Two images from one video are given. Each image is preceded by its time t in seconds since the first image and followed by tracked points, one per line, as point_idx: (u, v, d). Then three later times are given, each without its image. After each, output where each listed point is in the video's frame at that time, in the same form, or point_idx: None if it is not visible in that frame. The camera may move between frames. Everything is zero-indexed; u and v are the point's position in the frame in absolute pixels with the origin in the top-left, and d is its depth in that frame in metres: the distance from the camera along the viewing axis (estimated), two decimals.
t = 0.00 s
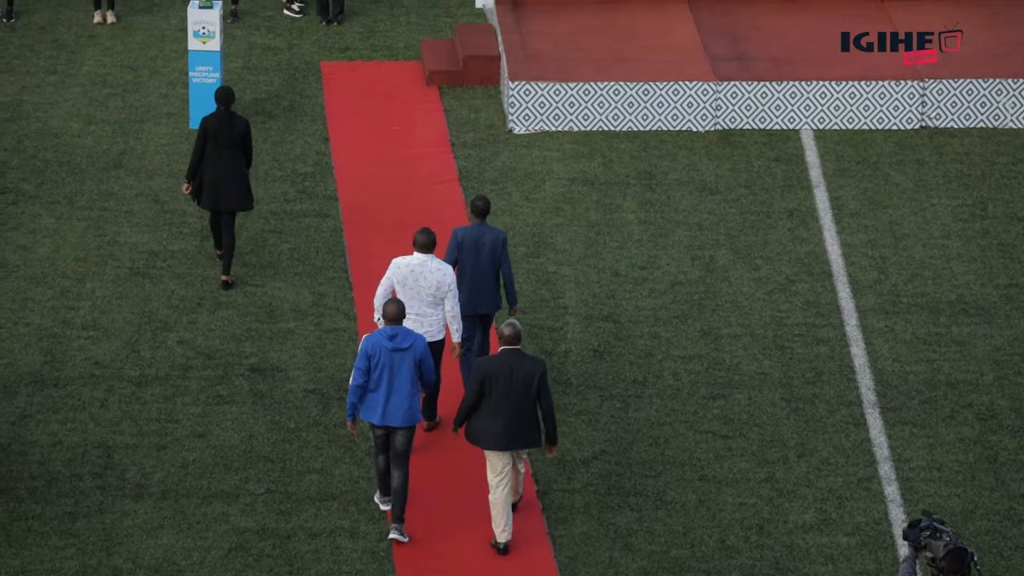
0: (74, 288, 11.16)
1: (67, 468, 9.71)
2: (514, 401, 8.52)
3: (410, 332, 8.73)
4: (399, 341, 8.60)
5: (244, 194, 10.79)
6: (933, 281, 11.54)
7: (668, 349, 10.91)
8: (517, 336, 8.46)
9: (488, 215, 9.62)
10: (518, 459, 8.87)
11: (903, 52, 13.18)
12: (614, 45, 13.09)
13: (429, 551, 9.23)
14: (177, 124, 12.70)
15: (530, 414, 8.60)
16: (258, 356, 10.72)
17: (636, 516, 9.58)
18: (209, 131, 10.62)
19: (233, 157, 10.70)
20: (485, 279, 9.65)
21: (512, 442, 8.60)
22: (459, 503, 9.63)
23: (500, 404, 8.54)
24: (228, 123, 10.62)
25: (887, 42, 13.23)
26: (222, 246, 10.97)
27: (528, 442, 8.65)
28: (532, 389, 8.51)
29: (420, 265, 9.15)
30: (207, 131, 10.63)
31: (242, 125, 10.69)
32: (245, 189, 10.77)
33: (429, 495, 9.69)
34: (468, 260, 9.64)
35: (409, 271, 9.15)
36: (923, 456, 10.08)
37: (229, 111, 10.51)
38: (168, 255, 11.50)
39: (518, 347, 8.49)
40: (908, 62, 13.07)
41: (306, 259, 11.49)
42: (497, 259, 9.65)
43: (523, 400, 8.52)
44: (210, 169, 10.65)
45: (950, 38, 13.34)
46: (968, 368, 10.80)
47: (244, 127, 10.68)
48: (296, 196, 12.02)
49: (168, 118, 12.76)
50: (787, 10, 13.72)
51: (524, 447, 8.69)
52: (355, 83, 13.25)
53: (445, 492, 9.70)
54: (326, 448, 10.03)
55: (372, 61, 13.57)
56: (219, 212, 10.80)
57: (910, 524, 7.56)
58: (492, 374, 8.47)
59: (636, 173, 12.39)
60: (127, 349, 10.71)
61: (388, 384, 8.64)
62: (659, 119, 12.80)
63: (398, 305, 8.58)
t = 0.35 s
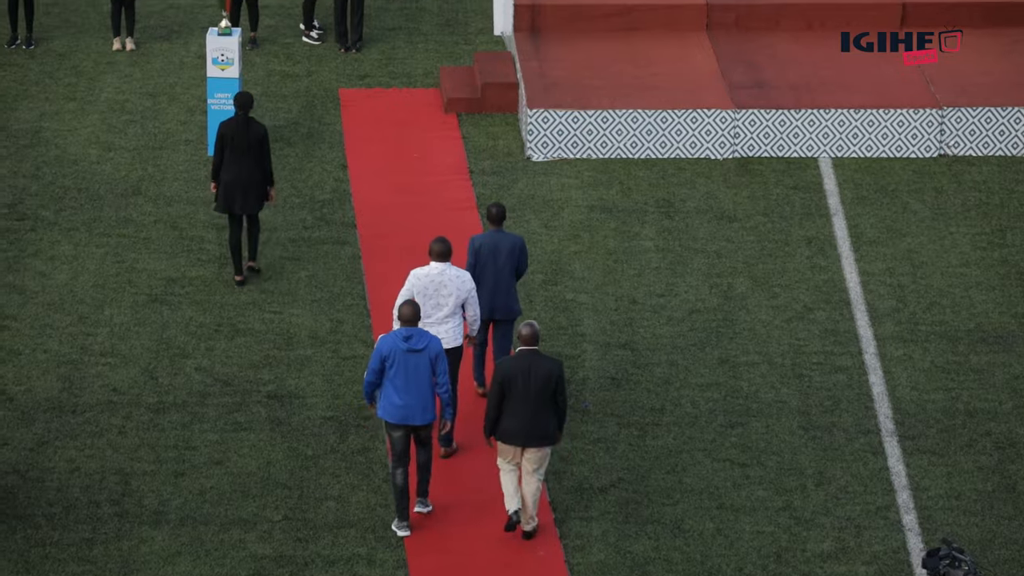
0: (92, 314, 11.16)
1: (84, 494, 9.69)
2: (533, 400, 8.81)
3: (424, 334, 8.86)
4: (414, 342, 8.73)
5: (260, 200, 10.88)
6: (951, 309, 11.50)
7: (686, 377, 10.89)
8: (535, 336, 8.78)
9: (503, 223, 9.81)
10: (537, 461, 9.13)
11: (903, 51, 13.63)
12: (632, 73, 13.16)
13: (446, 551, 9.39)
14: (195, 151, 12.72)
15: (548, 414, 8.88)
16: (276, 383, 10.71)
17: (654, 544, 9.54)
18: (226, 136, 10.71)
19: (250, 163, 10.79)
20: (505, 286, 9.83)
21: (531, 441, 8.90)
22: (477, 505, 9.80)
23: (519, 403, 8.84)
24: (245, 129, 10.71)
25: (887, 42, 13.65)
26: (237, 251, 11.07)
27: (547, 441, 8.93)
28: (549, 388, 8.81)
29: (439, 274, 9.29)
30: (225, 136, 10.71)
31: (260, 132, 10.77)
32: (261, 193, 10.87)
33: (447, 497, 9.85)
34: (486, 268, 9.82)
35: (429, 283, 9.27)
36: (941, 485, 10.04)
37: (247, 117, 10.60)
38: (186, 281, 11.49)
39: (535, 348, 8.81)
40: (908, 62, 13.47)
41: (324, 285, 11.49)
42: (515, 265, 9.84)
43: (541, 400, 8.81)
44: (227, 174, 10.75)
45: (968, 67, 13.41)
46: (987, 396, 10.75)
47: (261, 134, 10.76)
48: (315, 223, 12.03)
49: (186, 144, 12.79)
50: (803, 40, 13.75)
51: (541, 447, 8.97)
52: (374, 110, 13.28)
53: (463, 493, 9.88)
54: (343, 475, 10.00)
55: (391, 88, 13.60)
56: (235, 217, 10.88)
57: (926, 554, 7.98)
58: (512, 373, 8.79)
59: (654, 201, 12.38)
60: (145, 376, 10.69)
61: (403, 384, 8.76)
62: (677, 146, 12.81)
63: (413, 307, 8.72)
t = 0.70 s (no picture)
0: (111, 340, 11.14)
1: (103, 521, 9.67)
2: (545, 407, 8.91)
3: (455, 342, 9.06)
4: (442, 350, 8.93)
5: (282, 210, 11.03)
6: (970, 337, 11.47)
7: (705, 405, 10.86)
8: (545, 345, 8.90)
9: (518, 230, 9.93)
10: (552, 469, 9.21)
11: (902, 51, 13.74)
12: (651, 101, 13.10)
13: (459, 557, 9.52)
14: (215, 178, 12.75)
15: (561, 421, 8.97)
16: (295, 410, 10.68)
17: (673, 572, 9.49)
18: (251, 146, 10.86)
19: (274, 174, 10.94)
20: (518, 292, 9.94)
21: (545, 447, 8.98)
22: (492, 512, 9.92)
23: (532, 411, 8.93)
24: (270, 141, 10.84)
25: (887, 42, 13.72)
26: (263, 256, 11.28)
27: (560, 448, 9.01)
28: (560, 396, 8.92)
29: (447, 280, 9.51)
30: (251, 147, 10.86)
31: (285, 143, 10.89)
32: (284, 204, 11.02)
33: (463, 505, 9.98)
34: (499, 274, 9.95)
35: (437, 288, 9.51)
36: (962, 514, 9.99)
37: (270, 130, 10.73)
38: (205, 308, 11.48)
39: (545, 357, 8.91)
40: (908, 62, 13.73)
41: (343, 312, 11.50)
42: (530, 272, 9.96)
43: (553, 407, 8.91)
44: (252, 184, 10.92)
45: (991, 96, 13.29)
46: (1007, 425, 10.70)
47: (286, 146, 10.88)
48: (334, 250, 12.04)
49: (206, 171, 12.83)
50: (824, 68, 13.63)
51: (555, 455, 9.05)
52: (394, 137, 13.32)
53: (478, 501, 10.01)
54: (362, 502, 9.97)
55: (411, 115, 13.64)
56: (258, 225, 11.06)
57: None
58: (524, 382, 8.90)
59: (674, 229, 12.39)
60: (164, 403, 10.66)
61: (428, 390, 8.98)
62: (697, 174, 12.81)
63: (444, 315, 8.92)
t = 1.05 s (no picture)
0: (133, 367, 11.10)
1: (125, 548, 9.60)
2: (557, 408, 9.07)
3: (477, 349, 9.27)
4: (465, 356, 9.14)
5: (313, 218, 11.28)
6: (993, 366, 11.41)
7: (727, 433, 10.80)
8: (561, 348, 9.10)
9: (540, 242, 10.16)
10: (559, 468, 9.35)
11: (903, 51, 13.69)
12: (673, 130, 13.09)
13: (476, 557, 9.67)
14: (237, 205, 12.77)
15: (572, 424, 9.11)
16: (317, 437, 10.60)
17: None
18: (278, 159, 11.10)
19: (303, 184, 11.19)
20: (538, 303, 10.16)
21: (554, 448, 9.13)
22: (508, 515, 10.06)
23: (544, 411, 9.08)
24: (296, 152, 11.08)
25: (887, 42, 13.73)
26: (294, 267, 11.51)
27: (569, 450, 9.15)
28: (573, 399, 9.06)
29: (467, 291, 9.74)
30: (277, 160, 11.10)
31: (311, 153, 11.16)
32: (314, 212, 11.27)
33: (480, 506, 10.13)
34: (520, 285, 10.17)
35: (458, 298, 9.74)
36: (984, 544, 9.95)
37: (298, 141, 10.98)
38: (227, 334, 11.44)
39: (560, 359, 9.10)
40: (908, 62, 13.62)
41: (365, 339, 11.48)
42: (549, 284, 10.14)
43: (565, 409, 9.06)
44: (282, 196, 11.15)
45: (1015, 125, 13.20)
46: None
47: (313, 155, 11.15)
48: (356, 277, 12.06)
49: (228, 199, 12.86)
50: (847, 97, 13.59)
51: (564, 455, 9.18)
52: (416, 164, 13.35)
53: (493, 510, 10.08)
54: (383, 529, 9.89)
55: (433, 142, 13.68)
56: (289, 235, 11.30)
57: None
58: (537, 382, 9.06)
59: (696, 257, 12.39)
60: (186, 430, 10.60)
61: (454, 398, 9.18)
62: (719, 203, 12.81)
63: (466, 323, 9.13)
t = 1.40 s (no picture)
0: (146, 386, 11.07)
1: (138, 566, 9.52)
2: (571, 409, 9.15)
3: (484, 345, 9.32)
4: (471, 354, 9.19)
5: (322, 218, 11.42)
6: (1007, 386, 11.37)
7: (740, 452, 10.76)
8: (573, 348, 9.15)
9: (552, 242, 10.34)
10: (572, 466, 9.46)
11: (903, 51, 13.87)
12: (687, 149, 13.10)
13: (486, 556, 9.73)
14: (251, 225, 12.80)
15: (585, 423, 9.21)
16: (330, 456, 10.55)
17: None
18: (289, 158, 11.22)
19: (312, 183, 11.31)
20: (552, 303, 10.35)
21: (569, 449, 9.22)
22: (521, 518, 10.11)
23: (558, 413, 9.17)
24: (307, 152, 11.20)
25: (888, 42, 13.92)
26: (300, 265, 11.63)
27: (584, 450, 9.24)
28: (587, 399, 9.15)
29: (481, 293, 9.82)
30: (288, 159, 11.22)
31: (321, 153, 11.27)
32: (323, 212, 11.41)
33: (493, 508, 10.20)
34: (534, 285, 10.36)
35: (472, 300, 9.81)
36: (998, 563, 9.88)
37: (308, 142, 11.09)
38: (240, 353, 11.43)
39: (573, 359, 9.16)
40: (908, 62, 13.83)
41: (378, 358, 11.46)
42: (562, 282, 10.36)
43: (579, 410, 9.15)
44: (291, 195, 11.28)
45: None
46: None
47: (323, 155, 11.27)
48: (369, 296, 12.06)
49: (242, 218, 12.87)
50: (860, 116, 13.61)
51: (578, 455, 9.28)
52: (429, 184, 13.37)
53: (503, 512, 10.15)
54: (396, 548, 9.79)
55: (446, 161, 13.70)
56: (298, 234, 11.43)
57: None
58: (551, 384, 9.14)
59: (709, 277, 12.39)
60: (199, 448, 10.55)
61: (461, 394, 9.25)
62: (732, 223, 12.83)
63: (472, 320, 9.18)
